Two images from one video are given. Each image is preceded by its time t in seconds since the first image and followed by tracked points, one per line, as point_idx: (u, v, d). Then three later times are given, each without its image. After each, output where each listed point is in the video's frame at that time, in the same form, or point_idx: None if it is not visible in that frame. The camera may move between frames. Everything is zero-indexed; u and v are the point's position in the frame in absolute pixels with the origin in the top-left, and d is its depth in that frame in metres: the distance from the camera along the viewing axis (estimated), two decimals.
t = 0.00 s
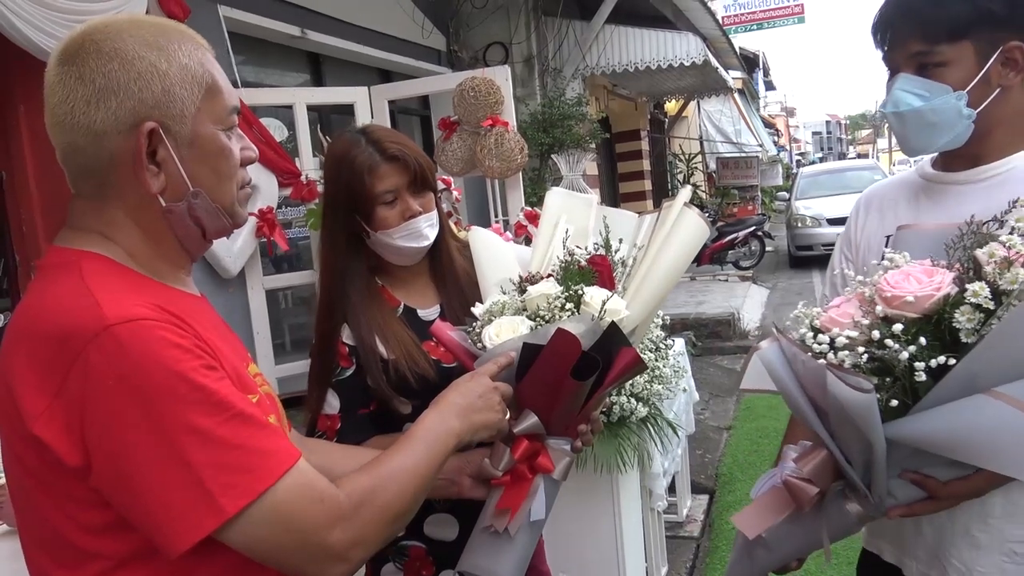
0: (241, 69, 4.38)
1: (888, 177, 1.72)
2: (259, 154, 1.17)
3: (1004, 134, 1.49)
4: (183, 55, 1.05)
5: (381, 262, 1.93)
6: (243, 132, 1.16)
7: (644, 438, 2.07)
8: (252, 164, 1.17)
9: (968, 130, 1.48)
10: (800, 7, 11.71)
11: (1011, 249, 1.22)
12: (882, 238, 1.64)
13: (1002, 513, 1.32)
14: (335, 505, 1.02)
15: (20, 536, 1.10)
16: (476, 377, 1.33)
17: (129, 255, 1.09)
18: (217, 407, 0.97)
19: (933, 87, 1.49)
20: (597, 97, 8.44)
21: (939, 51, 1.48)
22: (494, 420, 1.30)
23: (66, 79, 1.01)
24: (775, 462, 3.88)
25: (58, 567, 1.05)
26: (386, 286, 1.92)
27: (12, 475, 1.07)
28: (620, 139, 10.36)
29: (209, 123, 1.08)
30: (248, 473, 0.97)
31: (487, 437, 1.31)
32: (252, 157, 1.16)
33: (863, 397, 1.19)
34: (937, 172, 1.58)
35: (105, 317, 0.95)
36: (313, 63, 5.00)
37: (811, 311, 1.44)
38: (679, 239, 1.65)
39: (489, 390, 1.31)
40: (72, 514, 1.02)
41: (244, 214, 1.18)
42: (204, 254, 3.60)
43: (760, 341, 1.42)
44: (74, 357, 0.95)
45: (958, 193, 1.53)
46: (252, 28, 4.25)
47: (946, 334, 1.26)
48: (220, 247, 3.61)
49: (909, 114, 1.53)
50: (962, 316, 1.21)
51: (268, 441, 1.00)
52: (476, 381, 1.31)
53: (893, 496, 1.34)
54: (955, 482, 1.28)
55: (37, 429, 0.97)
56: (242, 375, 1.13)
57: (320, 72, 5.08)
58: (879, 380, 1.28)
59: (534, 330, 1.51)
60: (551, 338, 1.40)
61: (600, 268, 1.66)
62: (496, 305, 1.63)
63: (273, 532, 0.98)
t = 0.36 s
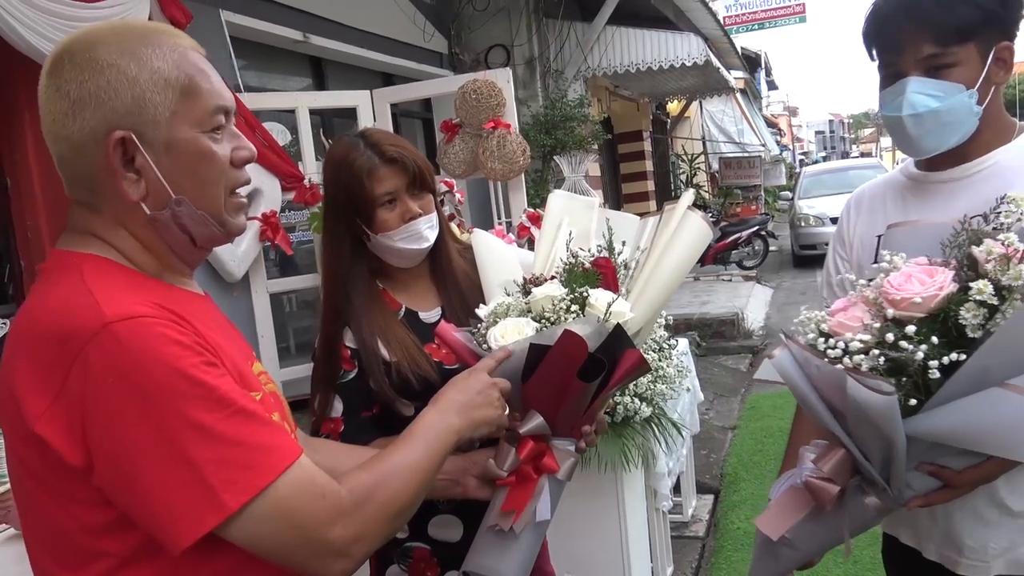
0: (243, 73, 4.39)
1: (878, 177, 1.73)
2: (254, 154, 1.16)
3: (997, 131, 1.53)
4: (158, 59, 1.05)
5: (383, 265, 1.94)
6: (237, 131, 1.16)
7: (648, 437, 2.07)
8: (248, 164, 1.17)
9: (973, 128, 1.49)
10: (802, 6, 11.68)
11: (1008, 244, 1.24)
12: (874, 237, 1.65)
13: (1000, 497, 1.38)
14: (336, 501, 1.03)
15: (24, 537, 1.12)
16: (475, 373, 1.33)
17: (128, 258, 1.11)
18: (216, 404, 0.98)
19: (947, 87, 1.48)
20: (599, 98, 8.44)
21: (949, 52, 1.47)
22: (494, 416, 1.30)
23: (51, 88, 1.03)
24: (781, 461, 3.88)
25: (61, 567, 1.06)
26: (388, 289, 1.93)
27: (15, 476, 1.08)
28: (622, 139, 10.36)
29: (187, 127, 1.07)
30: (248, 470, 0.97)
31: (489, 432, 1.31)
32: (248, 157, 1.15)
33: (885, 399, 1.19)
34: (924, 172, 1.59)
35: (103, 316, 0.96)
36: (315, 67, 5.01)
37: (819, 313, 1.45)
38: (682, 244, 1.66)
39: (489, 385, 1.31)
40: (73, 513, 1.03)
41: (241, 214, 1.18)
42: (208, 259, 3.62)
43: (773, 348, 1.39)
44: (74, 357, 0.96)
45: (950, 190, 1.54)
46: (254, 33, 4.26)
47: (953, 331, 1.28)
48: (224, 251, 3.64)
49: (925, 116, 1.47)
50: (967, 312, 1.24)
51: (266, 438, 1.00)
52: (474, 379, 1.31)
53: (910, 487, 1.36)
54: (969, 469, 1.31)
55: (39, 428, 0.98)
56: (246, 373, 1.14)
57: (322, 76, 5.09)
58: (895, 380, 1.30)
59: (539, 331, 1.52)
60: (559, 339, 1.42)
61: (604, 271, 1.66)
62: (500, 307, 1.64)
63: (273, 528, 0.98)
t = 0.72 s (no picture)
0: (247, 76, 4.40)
1: (883, 173, 1.73)
2: (260, 158, 1.18)
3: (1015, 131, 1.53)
4: (175, 62, 1.06)
5: (387, 267, 1.94)
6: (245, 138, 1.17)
7: (654, 437, 2.07)
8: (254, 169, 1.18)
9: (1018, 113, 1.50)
10: (805, 5, 11.66)
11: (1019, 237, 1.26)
12: (885, 235, 1.64)
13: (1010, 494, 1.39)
14: (341, 500, 1.03)
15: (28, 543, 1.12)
16: (478, 370, 1.33)
17: (131, 263, 1.11)
18: (221, 408, 0.98)
19: (1007, 76, 1.46)
20: (602, 98, 8.44)
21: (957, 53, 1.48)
22: (497, 413, 1.30)
23: (62, 90, 1.03)
24: (789, 460, 3.87)
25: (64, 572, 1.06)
26: (391, 291, 1.93)
27: (17, 482, 1.08)
28: (626, 140, 10.36)
29: (203, 130, 1.08)
30: (255, 472, 0.98)
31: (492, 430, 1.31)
32: (255, 162, 1.17)
33: (914, 394, 1.21)
34: (940, 168, 1.60)
35: (103, 322, 0.97)
36: (318, 70, 5.02)
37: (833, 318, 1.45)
38: (688, 247, 1.66)
39: (491, 382, 1.31)
40: (76, 518, 1.03)
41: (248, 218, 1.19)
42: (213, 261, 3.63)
43: (793, 352, 1.42)
44: (75, 363, 0.96)
45: (963, 187, 1.55)
46: (258, 36, 4.27)
47: (971, 324, 1.30)
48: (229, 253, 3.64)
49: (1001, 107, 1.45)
50: (984, 305, 1.26)
51: (274, 439, 1.01)
52: (477, 375, 1.31)
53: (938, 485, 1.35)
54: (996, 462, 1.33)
55: (40, 435, 0.98)
56: (248, 376, 1.15)
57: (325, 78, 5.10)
58: (920, 375, 1.31)
59: (549, 331, 1.53)
60: (572, 341, 1.43)
61: (614, 272, 1.67)
62: (509, 306, 1.64)
63: (282, 529, 0.99)
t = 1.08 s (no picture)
0: (252, 77, 4.41)
1: (902, 170, 1.75)
2: (266, 160, 1.19)
3: None
4: (181, 64, 1.07)
5: (392, 268, 1.94)
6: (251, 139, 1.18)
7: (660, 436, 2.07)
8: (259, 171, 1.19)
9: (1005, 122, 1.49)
10: (809, 5, 11.64)
11: None
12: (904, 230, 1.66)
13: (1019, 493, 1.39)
14: (350, 496, 1.03)
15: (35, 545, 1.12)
16: (483, 370, 1.33)
17: (136, 265, 1.11)
18: (227, 407, 0.98)
19: (977, 81, 1.50)
20: (606, 98, 8.42)
21: (970, 48, 1.50)
22: (502, 412, 1.30)
23: (66, 93, 1.03)
24: (795, 460, 3.86)
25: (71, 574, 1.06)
26: (396, 292, 1.93)
27: (22, 485, 1.08)
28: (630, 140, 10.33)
29: (209, 132, 1.09)
30: (263, 470, 0.98)
31: (497, 429, 1.31)
32: (261, 164, 1.18)
33: (921, 387, 1.21)
34: (959, 164, 1.61)
35: (107, 322, 0.97)
36: (322, 70, 5.02)
37: (844, 315, 1.46)
38: (696, 250, 1.67)
39: (496, 382, 1.31)
40: (82, 519, 1.03)
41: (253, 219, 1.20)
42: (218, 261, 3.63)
43: (802, 349, 1.42)
44: (78, 364, 0.97)
45: (985, 183, 1.56)
46: (263, 36, 4.27)
47: (982, 318, 1.30)
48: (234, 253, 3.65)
49: (956, 111, 1.50)
50: (995, 299, 1.26)
51: (280, 436, 1.01)
52: (482, 375, 1.31)
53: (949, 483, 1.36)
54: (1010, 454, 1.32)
55: (43, 437, 0.98)
56: (254, 375, 1.15)
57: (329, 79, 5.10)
58: (931, 369, 1.31)
59: (556, 333, 1.53)
60: (581, 346, 1.43)
61: (621, 274, 1.67)
62: (516, 308, 1.63)
63: (289, 527, 0.99)
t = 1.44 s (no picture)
0: (257, 78, 4.42)
1: (914, 169, 1.77)
2: (274, 165, 1.19)
3: None
4: (191, 68, 1.07)
5: (396, 266, 1.95)
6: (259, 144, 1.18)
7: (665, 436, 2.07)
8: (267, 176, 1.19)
9: (993, 126, 1.52)
10: (815, 4, 11.61)
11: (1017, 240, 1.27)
12: (910, 231, 1.68)
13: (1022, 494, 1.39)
14: (359, 495, 1.04)
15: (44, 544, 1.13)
16: (493, 374, 1.34)
17: (143, 266, 1.12)
18: (235, 408, 0.99)
19: (957, 89, 1.55)
20: (611, 97, 8.42)
21: (957, 54, 1.55)
22: (511, 415, 1.30)
23: (76, 94, 1.04)
24: (801, 460, 3.86)
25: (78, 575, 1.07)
26: (400, 292, 1.93)
27: (30, 485, 1.09)
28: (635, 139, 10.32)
29: (217, 137, 1.09)
30: (271, 469, 0.99)
31: (505, 432, 1.32)
32: (269, 169, 1.18)
33: (895, 393, 1.23)
34: (966, 166, 1.63)
35: (116, 323, 0.98)
36: (328, 71, 5.04)
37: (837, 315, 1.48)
38: (703, 250, 1.66)
39: (505, 386, 1.32)
40: (89, 519, 1.04)
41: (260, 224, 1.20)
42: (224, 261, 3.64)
43: (794, 348, 1.45)
44: (87, 364, 0.97)
45: (990, 184, 1.57)
46: (268, 38, 4.30)
47: (966, 326, 1.32)
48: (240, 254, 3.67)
49: (936, 117, 1.57)
50: (978, 307, 1.27)
51: (288, 436, 1.02)
52: (492, 378, 1.32)
53: (934, 486, 1.38)
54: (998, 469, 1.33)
55: (52, 437, 0.99)
56: (263, 377, 1.16)
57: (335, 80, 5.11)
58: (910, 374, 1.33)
59: (564, 334, 1.53)
60: (590, 344, 1.43)
61: (628, 276, 1.67)
62: (523, 309, 1.64)
63: (298, 526, 0.99)
